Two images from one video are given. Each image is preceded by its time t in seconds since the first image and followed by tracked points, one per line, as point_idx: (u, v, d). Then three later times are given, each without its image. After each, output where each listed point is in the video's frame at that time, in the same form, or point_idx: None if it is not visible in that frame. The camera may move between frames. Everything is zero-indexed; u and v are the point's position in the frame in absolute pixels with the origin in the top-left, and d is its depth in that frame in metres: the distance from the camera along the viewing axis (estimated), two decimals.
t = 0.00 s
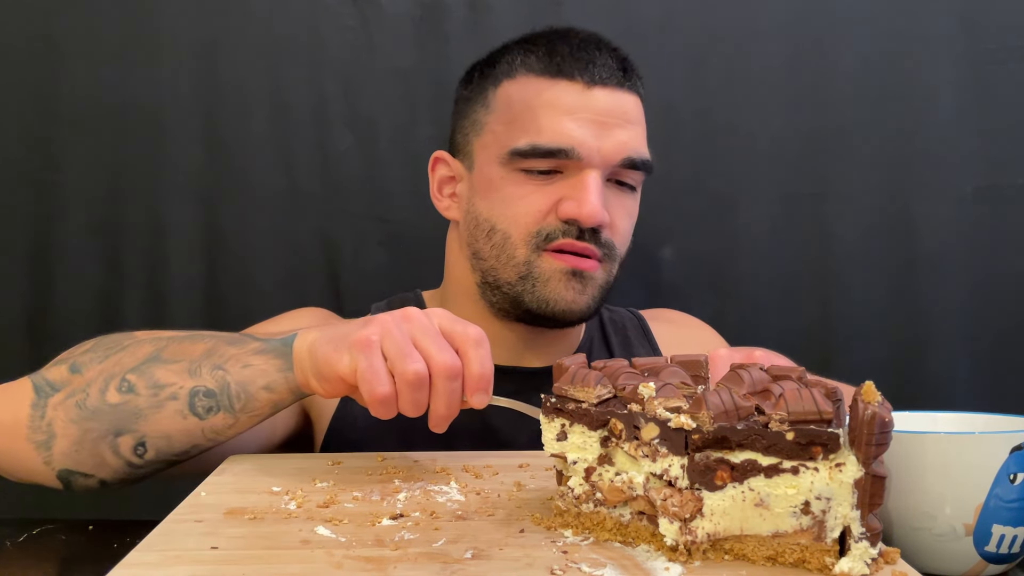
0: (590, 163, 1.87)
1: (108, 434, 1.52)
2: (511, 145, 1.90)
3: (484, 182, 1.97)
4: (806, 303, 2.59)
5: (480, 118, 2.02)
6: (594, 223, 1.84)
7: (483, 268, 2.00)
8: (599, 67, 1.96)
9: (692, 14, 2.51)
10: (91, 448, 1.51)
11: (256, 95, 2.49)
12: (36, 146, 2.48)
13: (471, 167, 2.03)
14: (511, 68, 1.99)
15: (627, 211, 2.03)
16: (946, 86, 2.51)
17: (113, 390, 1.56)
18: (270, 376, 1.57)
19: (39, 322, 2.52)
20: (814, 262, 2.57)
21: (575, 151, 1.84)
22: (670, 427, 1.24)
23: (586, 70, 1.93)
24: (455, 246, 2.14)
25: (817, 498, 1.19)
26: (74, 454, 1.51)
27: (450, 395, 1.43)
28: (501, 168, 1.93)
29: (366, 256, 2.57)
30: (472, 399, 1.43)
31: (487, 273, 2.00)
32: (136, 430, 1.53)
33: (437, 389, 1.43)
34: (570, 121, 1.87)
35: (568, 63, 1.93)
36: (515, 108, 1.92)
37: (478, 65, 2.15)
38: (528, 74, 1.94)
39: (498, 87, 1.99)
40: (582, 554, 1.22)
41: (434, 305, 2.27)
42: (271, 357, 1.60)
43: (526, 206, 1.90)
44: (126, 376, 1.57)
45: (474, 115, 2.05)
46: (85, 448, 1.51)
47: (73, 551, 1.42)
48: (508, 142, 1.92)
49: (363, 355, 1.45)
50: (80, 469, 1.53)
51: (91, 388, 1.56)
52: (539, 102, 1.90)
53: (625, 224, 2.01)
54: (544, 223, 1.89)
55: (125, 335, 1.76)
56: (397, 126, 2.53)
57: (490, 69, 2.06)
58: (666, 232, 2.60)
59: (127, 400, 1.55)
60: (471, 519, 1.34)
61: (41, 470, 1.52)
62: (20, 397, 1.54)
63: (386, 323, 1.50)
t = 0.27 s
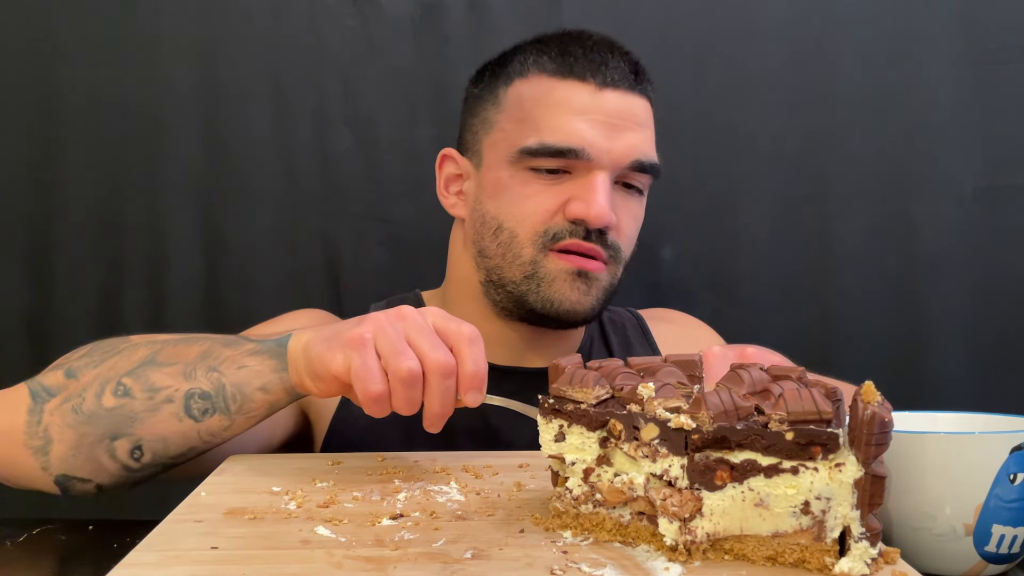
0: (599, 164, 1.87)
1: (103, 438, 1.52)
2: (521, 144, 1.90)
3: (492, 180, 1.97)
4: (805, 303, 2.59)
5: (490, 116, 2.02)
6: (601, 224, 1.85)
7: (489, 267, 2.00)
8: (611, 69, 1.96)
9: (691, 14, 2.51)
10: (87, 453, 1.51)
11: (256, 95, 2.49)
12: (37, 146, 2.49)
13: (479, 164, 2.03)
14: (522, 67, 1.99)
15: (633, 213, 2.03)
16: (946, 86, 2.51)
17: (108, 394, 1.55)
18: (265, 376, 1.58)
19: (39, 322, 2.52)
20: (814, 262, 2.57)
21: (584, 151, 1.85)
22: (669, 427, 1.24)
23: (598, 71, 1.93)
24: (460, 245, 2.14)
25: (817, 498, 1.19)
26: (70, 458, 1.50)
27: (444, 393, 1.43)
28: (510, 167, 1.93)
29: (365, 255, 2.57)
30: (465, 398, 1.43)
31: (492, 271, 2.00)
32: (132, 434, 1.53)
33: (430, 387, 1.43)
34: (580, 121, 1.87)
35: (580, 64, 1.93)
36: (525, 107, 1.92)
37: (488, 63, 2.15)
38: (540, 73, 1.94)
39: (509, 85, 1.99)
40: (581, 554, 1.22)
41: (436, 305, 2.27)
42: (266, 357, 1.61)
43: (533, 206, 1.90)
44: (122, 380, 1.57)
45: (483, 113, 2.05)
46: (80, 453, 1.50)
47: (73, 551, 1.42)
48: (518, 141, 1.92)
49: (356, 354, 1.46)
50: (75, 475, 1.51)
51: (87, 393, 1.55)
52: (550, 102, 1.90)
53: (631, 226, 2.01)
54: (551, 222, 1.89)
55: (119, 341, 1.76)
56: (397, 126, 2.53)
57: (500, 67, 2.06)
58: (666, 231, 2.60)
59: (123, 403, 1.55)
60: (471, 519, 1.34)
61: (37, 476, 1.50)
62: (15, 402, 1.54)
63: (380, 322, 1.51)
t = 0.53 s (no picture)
0: (605, 165, 1.87)
1: (92, 440, 1.52)
2: (527, 144, 1.90)
3: (497, 180, 1.97)
4: (805, 303, 2.60)
5: (495, 115, 2.01)
6: (606, 226, 1.84)
7: (492, 267, 2.00)
8: (618, 70, 1.96)
9: (691, 14, 2.51)
10: (77, 455, 1.51)
11: (256, 95, 2.49)
12: (37, 146, 2.49)
13: (484, 164, 2.03)
14: (528, 67, 1.99)
15: (638, 215, 2.03)
16: (946, 86, 2.51)
17: (96, 396, 1.55)
18: (251, 377, 1.58)
19: (39, 322, 2.52)
20: (814, 262, 2.57)
21: (591, 152, 1.84)
22: (669, 426, 1.24)
23: (605, 73, 1.93)
24: (463, 245, 2.14)
25: (817, 498, 1.19)
26: (60, 460, 1.51)
27: (429, 390, 1.43)
28: (516, 167, 1.92)
29: (366, 256, 2.57)
30: (450, 396, 1.44)
31: (496, 272, 2.00)
32: (120, 435, 1.53)
33: (414, 384, 1.43)
34: (586, 122, 1.87)
35: (587, 65, 1.93)
36: (532, 107, 1.92)
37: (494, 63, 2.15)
38: (546, 73, 1.94)
39: (515, 85, 1.99)
40: (581, 554, 1.22)
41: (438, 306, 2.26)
42: (252, 358, 1.61)
43: (538, 206, 1.90)
44: (110, 382, 1.57)
45: (489, 113, 2.04)
46: (71, 455, 1.51)
47: (72, 550, 1.43)
48: (523, 141, 1.91)
49: (339, 350, 1.46)
50: (67, 477, 1.53)
51: (75, 395, 1.56)
52: (557, 102, 1.90)
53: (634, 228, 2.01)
54: (557, 223, 1.89)
55: (108, 342, 1.75)
56: (397, 126, 2.53)
57: (507, 67, 2.06)
58: (666, 231, 2.60)
59: (111, 405, 1.54)
60: (471, 519, 1.34)
61: (30, 478, 1.52)
62: (7, 405, 1.55)
63: (365, 319, 1.51)
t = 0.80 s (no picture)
0: (615, 168, 1.86)
1: (83, 442, 1.52)
2: (537, 145, 1.89)
3: (505, 181, 1.96)
4: (805, 302, 2.60)
5: (505, 116, 2.00)
6: (616, 229, 1.84)
7: (499, 267, 2.00)
8: (629, 72, 1.94)
9: (691, 14, 2.51)
10: (68, 457, 1.52)
11: (256, 95, 2.49)
12: (37, 146, 2.49)
13: (492, 165, 2.02)
14: (539, 68, 1.98)
15: (646, 218, 2.03)
16: (946, 85, 2.51)
17: (86, 399, 1.56)
18: (238, 376, 1.58)
19: (39, 322, 2.52)
20: (814, 262, 2.57)
21: (601, 155, 1.83)
22: (667, 426, 1.24)
23: (617, 74, 1.92)
24: (469, 245, 2.14)
25: (817, 499, 1.19)
26: (52, 463, 1.52)
27: (411, 387, 1.43)
28: (525, 168, 1.92)
29: (366, 255, 2.57)
30: (433, 393, 1.43)
31: (503, 272, 2.00)
32: (110, 437, 1.53)
33: (397, 381, 1.42)
34: (597, 123, 1.86)
35: (599, 66, 1.92)
36: (542, 108, 1.91)
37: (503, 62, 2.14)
38: (557, 74, 1.93)
39: (526, 85, 1.97)
40: (581, 554, 1.22)
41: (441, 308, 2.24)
42: (239, 357, 1.61)
43: (547, 208, 1.89)
44: (99, 384, 1.58)
45: (498, 113, 2.04)
46: (61, 456, 1.52)
47: (72, 550, 1.43)
48: (533, 142, 1.91)
49: (321, 346, 1.45)
50: (59, 479, 1.53)
51: (65, 398, 1.56)
52: (568, 104, 1.88)
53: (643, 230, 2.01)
54: (566, 225, 1.88)
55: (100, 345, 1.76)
56: (397, 126, 2.53)
57: (517, 67, 2.04)
58: (666, 231, 2.60)
59: (101, 407, 1.55)
60: (471, 519, 1.34)
61: (24, 481, 1.53)
62: None
63: (347, 314, 1.50)
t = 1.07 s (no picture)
0: (629, 175, 1.86)
1: (82, 446, 1.53)
2: (551, 148, 1.89)
3: (517, 183, 1.96)
4: (805, 302, 2.59)
5: (519, 117, 2.00)
6: (628, 235, 1.84)
7: (508, 269, 1.99)
8: (646, 78, 1.95)
9: (691, 14, 2.51)
10: (68, 460, 1.52)
11: (256, 95, 2.49)
12: (36, 146, 2.49)
13: (504, 165, 2.02)
14: (555, 70, 1.98)
15: (657, 225, 2.03)
16: (946, 85, 2.51)
17: (85, 403, 1.56)
18: (234, 379, 1.58)
19: (39, 322, 2.52)
20: (814, 262, 2.57)
21: (616, 160, 1.84)
22: (665, 425, 1.24)
23: (634, 80, 1.92)
24: (477, 245, 2.13)
25: (817, 499, 1.20)
26: (52, 466, 1.52)
27: (407, 389, 1.43)
28: (538, 171, 1.92)
29: (365, 255, 2.57)
30: (429, 395, 1.44)
31: (511, 275, 1.99)
32: (109, 440, 1.53)
33: (392, 383, 1.42)
34: (613, 129, 1.86)
35: (616, 71, 1.92)
36: (558, 111, 1.91)
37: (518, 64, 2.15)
38: (574, 78, 1.93)
39: (542, 87, 1.98)
40: (581, 553, 1.22)
41: (446, 310, 2.23)
42: (235, 360, 1.61)
43: (559, 212, 1.89)
44: (97, 388, 1.58)
45: (512, 114, 2.03)
46: (62, 460, 1.52)
47: (72, 550, 1.43)
48: (548, 144, 1.91)
49: (316, 348, 1.45)
50: (60, 482, 1.54)
51: (65, 402, 1.57)
52: (584, 108, 1.89)
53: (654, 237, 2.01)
54: (577, 230, 1.88)
55: (99, 348, 1.76)
56: (397, 126, 2.53)
57: (533, 69, 2.05)
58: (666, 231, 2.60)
59: (99, 411, 1.55)
60: (471, 519, 1.34)
61: (27, 484, 1.54)
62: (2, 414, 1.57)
63: (343, 316, 1.50)
